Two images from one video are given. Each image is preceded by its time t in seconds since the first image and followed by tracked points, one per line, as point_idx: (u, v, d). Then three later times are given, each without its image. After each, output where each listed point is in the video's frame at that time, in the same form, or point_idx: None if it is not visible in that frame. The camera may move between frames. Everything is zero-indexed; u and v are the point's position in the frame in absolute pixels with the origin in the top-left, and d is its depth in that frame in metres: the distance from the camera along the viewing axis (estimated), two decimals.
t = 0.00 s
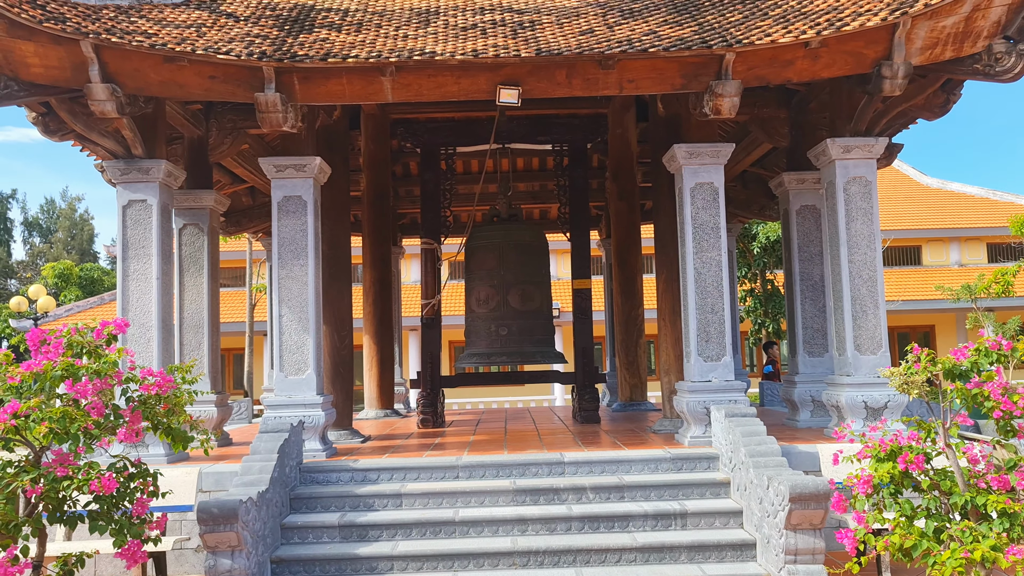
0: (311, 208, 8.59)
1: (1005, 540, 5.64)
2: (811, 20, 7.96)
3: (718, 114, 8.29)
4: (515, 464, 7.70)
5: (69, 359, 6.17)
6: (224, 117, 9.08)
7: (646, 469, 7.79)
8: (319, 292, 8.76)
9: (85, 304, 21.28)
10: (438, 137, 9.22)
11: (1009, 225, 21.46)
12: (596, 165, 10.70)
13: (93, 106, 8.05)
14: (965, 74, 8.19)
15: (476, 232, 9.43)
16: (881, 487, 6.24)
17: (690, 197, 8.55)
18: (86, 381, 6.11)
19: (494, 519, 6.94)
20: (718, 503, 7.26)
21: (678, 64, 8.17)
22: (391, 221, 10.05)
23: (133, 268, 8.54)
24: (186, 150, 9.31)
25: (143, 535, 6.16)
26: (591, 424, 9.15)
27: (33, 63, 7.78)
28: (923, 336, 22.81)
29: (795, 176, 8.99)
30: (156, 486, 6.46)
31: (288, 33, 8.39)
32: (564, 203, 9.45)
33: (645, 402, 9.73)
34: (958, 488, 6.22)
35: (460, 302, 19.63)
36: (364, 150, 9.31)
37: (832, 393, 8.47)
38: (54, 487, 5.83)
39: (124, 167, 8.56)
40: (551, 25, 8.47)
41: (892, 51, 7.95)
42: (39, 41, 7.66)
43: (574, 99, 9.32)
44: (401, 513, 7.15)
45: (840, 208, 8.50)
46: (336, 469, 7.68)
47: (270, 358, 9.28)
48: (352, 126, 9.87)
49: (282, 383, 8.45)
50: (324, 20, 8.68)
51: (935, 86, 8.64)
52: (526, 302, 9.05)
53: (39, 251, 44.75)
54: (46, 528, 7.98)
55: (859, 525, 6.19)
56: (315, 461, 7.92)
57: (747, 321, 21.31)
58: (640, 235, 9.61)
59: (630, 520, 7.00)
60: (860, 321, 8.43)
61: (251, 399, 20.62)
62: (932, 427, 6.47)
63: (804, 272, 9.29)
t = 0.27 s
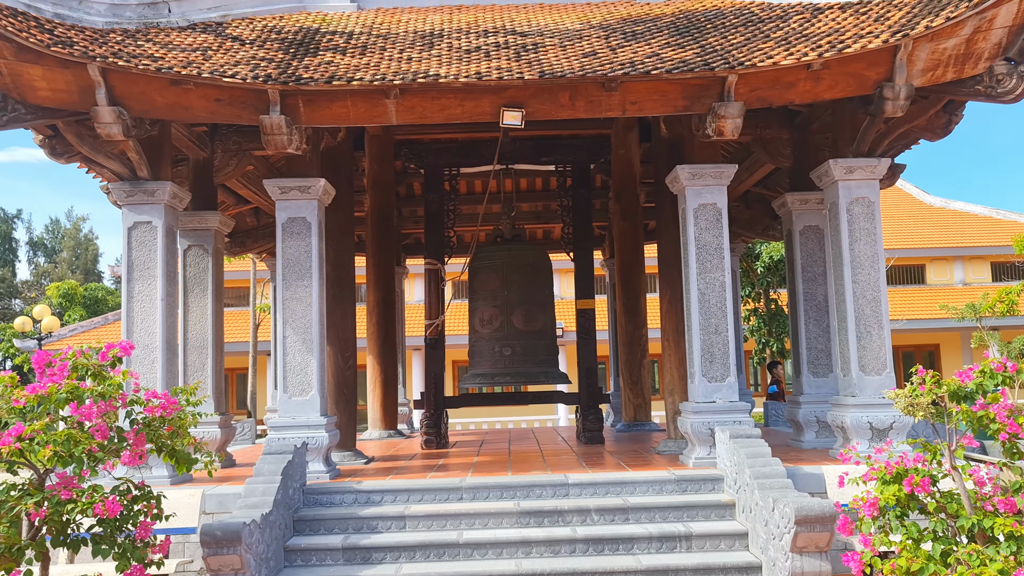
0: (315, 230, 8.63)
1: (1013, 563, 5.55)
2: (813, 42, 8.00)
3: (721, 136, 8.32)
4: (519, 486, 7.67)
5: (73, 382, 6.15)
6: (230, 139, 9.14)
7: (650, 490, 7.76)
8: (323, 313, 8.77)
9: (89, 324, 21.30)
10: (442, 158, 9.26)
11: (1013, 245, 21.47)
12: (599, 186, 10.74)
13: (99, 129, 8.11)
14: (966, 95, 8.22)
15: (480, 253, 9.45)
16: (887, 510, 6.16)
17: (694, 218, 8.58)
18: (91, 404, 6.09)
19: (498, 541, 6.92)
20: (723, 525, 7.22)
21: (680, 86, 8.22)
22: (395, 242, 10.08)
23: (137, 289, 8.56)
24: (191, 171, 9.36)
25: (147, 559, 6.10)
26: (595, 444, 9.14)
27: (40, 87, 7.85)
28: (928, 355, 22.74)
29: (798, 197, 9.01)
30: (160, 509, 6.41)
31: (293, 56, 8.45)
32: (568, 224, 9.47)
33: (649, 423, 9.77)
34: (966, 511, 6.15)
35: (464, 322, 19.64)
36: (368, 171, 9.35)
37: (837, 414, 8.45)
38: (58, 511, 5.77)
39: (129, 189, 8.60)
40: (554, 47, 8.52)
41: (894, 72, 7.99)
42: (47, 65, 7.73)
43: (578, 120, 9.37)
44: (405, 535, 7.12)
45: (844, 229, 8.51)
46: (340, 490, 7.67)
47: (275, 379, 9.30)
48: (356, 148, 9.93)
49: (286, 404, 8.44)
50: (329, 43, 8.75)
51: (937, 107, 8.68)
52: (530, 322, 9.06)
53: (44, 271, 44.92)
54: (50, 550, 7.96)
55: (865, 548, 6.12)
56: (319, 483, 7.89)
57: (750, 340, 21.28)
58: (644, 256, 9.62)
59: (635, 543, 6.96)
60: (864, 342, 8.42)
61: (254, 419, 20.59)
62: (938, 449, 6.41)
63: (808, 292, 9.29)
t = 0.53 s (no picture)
0: (320, 250, 8.65)
1: None
2: (815, 63, 8.04)
3: (724, 156, 8.35)
4: (524, 506, 7.64)
5: (78, 403, 6.17)
6: (235, 160, 9.20)
7: (655, 511, 7.72)
8: (327, 333, 8.78)
9: (93, 344, 21.32)
10: (446, 178, 9.29)
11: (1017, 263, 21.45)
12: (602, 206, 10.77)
13: (105, 150, 8.16)
14: (968, 115, 8.25)
15: (484, 272, 9.47)
16: (893, 532, 6.12)
17: (697, 238, 8.59)
18: (96, 425, 6.08)
19: (503, 562, 6.89)
20: (728, 546, 7.18)
21: (683, 107, 8.25)
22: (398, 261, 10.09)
23: (143, 310, 8.61)
24: (196, 192, 9.41)
25: None
26: (599, 464, 9.12)
27: (47, 109, 7.91)
28: (933, 374, 22.66)
29: (801, 216, 9.03)
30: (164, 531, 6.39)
31: (298, 77, 8.51)
32: (571, 243, 9.49)
33: (654, 442, 9.77)
34: (973, 532, 6.12)
35: (468, 341, 19.64)
36: (372, 191, 9.39)
37: (842, 434, 8.42)
38: (62, 533, 5.76)
39: (135, 210, 8.64)
40: (557, 68, 8.57)
41: (896, 92, 8.01)
42: (54, 87, 7.80)
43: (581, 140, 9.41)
44: (409, 557, 7.08)
45: (847, 248, 8.52)
46: (344, 511, 7.65)
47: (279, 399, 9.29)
48: (360, 168, 9.97)
49: (290, 425, 8.43)
50: (333, 65, 8.81)
51: (939, 127, 8.70)
52: (534, 342, 9.06)
53: (49, 290, 45.04)
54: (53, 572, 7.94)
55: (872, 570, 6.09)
56: (323, 503, 7.87)
57: (755, 359, 21.24)
58: (647, 273, 9.54)
59: (640, 564, 6.93)
60: (869, 361, 8.40)
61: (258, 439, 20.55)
62: (944, 469, 6.38)
63: (812, 311, 9.28)
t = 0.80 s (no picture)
0: (323, 269, 8.66)
1: None
2: (818, 81, 8.06)
3: (727, 174, 8.35)
4: (528, 526, 7.60)
5: (82, 423, 6.13)
6: (239, 179, 9.22)
7: (660, 530, 7.66)
8: (331, 351, 8.76)
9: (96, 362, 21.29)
10: (449, 196, 9.30)
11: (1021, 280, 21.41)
12: (605, 224, 10.77)
13: (110, 170, 8.18)
14: (971, 133, 8.26)
15: (487, 290, 9.47)
16: (900, 552, 6.05)
17: (701, 255, 8.59)
18: (99, 445, 6.05)
19: None
20: (734, 567, 7.12)
21: (686, 125, 8.27)
22: (402, 278, 10.09)
23: (146, 328, 8.59)
24: (200, 211, 9.43)
25: None
26: (604, 484, 9.08)
27: (53, 128, 7.95)
28: (939, 392, 22.56)
29: (805, 234, 9.02)
30: (167, 551, 6.35)
31: (302, 97, 8.54)
32: (575, 261, 9.49)
33: (658, 461, 9.74)
34: (980, 553, 6.06)
35: (471, 360, 19.60)
36: (376, 210, 9.41)
37: (848, 452, 8.37)
38: (65, 553, 5.72)
39: (139, 229, 8.67)
40: (560, 87, 8.60)
41: (899, 110, 8.02)
42: (60, 107, 7.84)
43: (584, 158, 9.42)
44: None
45: (851, 265, 8.51)
46: (347, 531, 7.60)
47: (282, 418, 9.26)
48: (364, 186, 10.00)
49: (293, 444, 8.40)
50: (337, 84, 8.84)
51: (942, 145, 8.71)
52: (537, 360, 9.04)
53: (52, 309, 45.13)
54: None
55: None
56: (326, 523, 7.83)
57: (759, 376, 21.17)
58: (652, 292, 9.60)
59: None
60: (874, 380, 8.36)
61: (260, 458, 20.48)
62: (951, 489, 6.31)
63: (817, 329, 9.25)
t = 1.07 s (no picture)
0: (327, 287, 8.69)
1: None
2: (820, 100, 8.10)
3: (730, 193, 8.37)
4: (532, 545, 7.57)
5: (87, 443, 6.12)
6: (244, 198, 9.27)
7: (664, 550, 7.62)
8: (335, 370, 8.76)
9: (99, 380, 21.27)
10: (452, 214, 9.32)
11: None
12: (609, 241, 10.79)
13: (115, 190, 8.21)
14: (973, 151, 8.27)
15: (490, 308, 9.48)
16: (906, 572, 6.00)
17: (704, 274, 8.61)
18: (103, 465, 6.05)
19: None
20: None
21: (689, 144, 8.30)
22: (405, 296, 10.10)
23: (150, 347, 8.61)
24: (205, 230, 9.47)
25: None
26: (608, 502, 9.06)
27: (59, 149, 8.01)
28: (944, 410, 22.46)
29: (808, 252, 9.03)
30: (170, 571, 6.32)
31: (306, 116, 8.59)
32: (578, 279, 9.50)
33: (663, 479, 9.74)
34: (987, 573, 6.01)
35: (475, 377, 19.57)
36: (379, 228, 9.44)
37: (853, 471, 8.33)
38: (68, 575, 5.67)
39: (144, 248, 8.71)
40: (563, 106, 8.64)
41: (901, 129, 8.04)
42: (66, 127, 7.90)
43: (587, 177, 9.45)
44: None
45: (855, 284, 8.51)
46: (350, 551, 7.58)
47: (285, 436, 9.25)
48: (367, 205, 10.03)
49: (296, 463, 8.39)
50: (341, 104, 8.89)
51: (944, 163, 8.73)
52: (541, 378, 9.03)
53: (56, 326, 45.21)
54: None
55: None
56: (329, 543, 7.80)
57: (763, 394, 21.11)
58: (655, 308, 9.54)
59: None
60: (879, 398, 8.34)
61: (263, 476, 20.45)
62: (957, 508, 6.28)
63: (821, 347, 9.24)
